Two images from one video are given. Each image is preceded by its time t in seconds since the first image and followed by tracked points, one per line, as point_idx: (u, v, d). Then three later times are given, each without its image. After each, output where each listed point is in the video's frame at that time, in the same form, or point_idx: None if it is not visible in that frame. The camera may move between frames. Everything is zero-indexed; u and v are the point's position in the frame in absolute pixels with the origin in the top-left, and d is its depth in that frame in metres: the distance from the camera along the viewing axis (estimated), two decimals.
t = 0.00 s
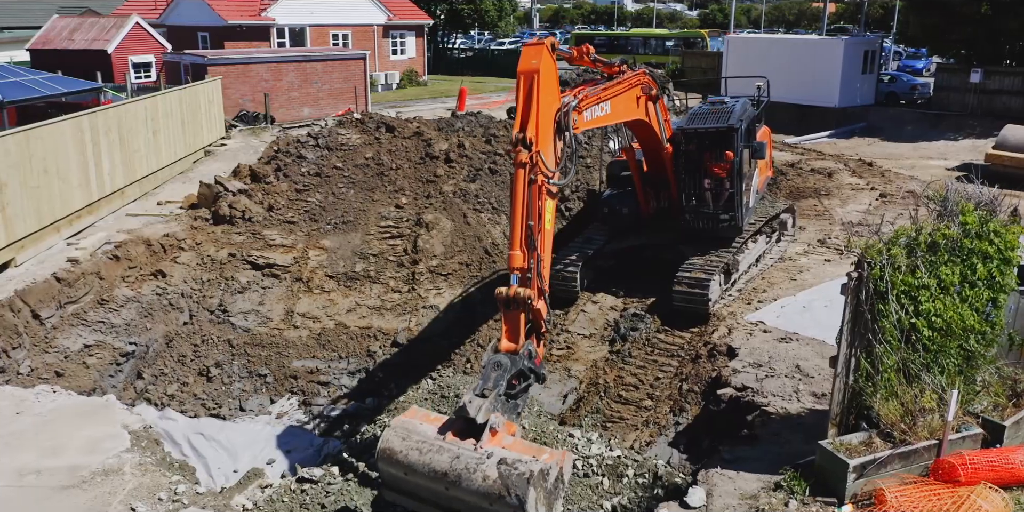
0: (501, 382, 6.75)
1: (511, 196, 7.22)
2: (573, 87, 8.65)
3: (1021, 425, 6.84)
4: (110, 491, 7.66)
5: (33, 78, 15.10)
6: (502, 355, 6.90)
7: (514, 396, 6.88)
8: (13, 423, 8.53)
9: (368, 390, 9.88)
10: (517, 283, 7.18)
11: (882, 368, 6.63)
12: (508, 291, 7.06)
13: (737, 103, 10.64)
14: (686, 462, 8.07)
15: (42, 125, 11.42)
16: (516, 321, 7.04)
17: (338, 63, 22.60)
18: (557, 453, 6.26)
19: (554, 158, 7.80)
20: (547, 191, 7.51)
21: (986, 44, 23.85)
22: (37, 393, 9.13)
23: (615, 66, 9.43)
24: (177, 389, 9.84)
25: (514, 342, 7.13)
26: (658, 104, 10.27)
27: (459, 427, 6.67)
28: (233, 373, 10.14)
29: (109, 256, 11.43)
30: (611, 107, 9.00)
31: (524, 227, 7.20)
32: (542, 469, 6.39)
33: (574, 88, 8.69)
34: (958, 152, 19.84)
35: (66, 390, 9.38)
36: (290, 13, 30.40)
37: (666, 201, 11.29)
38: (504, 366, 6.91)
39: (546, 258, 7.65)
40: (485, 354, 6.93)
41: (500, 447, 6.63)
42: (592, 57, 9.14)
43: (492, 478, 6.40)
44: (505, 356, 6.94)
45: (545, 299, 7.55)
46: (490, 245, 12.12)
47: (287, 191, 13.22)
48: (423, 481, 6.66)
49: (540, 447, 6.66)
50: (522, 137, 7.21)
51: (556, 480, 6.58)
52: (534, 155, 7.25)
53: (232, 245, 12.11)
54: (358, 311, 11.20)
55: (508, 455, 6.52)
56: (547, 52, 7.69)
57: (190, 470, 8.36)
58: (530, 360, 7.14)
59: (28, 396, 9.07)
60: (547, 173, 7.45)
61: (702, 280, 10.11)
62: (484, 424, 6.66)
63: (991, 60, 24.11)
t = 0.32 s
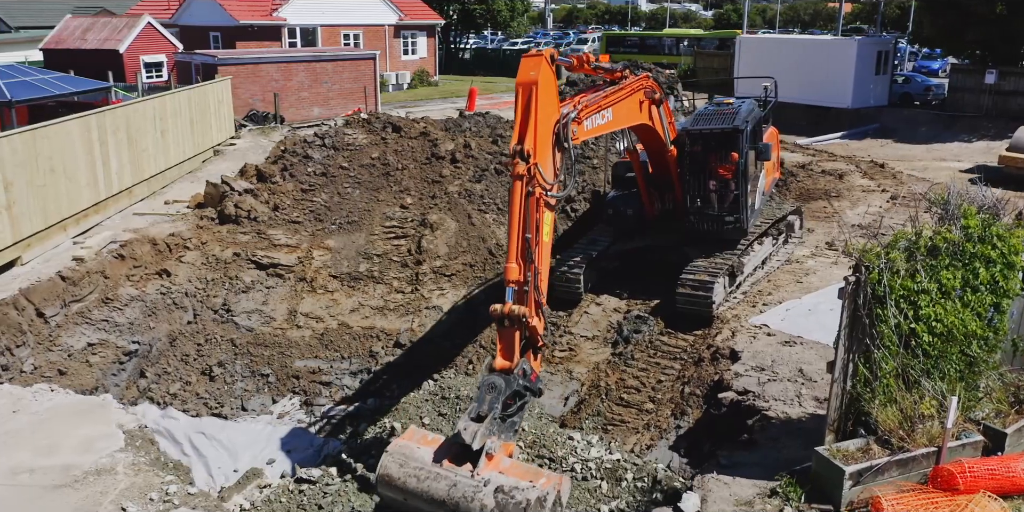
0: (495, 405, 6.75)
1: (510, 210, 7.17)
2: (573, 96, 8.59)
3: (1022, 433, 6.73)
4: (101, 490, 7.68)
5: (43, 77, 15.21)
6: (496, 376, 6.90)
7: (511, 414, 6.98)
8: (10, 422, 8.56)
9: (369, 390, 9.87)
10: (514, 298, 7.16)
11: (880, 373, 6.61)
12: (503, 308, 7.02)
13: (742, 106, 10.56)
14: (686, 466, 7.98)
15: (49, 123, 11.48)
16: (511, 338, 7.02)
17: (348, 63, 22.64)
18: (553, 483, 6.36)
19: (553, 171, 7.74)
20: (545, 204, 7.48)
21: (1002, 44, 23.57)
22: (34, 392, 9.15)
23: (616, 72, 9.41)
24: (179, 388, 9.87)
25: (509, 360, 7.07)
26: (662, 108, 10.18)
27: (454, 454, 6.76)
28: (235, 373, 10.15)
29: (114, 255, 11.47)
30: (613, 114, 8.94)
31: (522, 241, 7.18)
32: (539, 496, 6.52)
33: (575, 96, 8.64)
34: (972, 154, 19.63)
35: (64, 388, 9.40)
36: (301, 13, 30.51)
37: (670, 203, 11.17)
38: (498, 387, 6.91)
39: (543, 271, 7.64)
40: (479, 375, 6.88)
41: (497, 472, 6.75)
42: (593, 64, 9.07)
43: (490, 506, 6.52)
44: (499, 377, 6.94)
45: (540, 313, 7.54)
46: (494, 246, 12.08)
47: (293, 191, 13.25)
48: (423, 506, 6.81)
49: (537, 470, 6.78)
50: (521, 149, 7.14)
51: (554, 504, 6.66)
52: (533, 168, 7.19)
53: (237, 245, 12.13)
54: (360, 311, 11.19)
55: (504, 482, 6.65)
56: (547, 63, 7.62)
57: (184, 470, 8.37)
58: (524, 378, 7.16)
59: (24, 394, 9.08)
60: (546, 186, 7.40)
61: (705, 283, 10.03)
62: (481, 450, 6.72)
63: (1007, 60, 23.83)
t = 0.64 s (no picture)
0: (486, 414, 6.87)
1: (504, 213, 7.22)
2: (573, 97, 8.65)
3: None
4: (93, 490, 7.74)
5: (53, 77, 15.32)
6: (486, 386, 6.95)
7: (503, 420, 7.14)
8: (8, 421, 8.62)
9: (370, 390, 9.87)
10: (507, 302, 7.16)
11: (878, 379, 6.58)
12: (495, 314, 7.07)
13: (748, 106, 10.55)
14: (686, 469, 7.89)
15: (58, 122, 11.55)
16: (503, 345, 7.09)
17: (358, 63, 22.68)
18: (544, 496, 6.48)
19: (549, 172, 7.77)
20: (539, 206, 7.52)
21: (1018, 45, 23.28)
22: (33, 390, 9.20)
23: (618, 73, 9.41)
24: (182, 387, 9.91)
25: (501, 365, 7.17)
26: (665, 108, 10.20)
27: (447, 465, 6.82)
28: (238, 372, 10.17)
29: (119, 253, 11.52)
30: (614, 115, 8.99)
31: (515, 243, 7.20)
32: (532, 507, 6.64)
33: (574, 97, 8.68)
34: (986, 156, 19.41)
35: (62, 387, 9.46)
36: (311, 13, 30.58)
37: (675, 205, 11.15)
38: (489, 396, 6.97)
39: (538, 273, 7.69)
40: (471, 383, 6.96)
41: (490, 482, 6.85)
42: (592, 65, 9.03)
43: None
44: (490, 385, 6.99)
45: (535, 316, 7.57)
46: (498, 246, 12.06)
47: (298, 191, 13.30)
48: None
49: (530, 480, 6.90)
50: (516, 150, 7.16)
51: None
52: (528, 169, 7.20)
53: (242, 245, 12.16)
54: (364, 311, 11.19)
55: (498, 493, 6.76)
56: (543, 64, 7.63)
57: (178, 470, 8.39)
58: (516, 384, 7.19)
59: (23, 393, 9.14)
60: (541, 187, 7.44)
61: (709, 285, 9.97)
62: (473, 461, 6.88)
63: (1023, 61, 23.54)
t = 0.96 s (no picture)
0: (482, 421, 6.77)
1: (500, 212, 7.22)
2: (573, 96, 8.67)
3: None
4: (85, 488, 7.76)
5: (63, 76, 15.43)
6: (481, 391, 6.82)
7: (500, 423, 7.03)
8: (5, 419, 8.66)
9: (372, 390, 9.87)
10: (501, 303, 7.12)
11: (875, 384, 6.61)
12: (489, 317, 7.06)
13: (755, 106, 10.50)
14: (686, 473, 7.85)
15: (65, 121, 11.63)
16: (496, 348, 7.03)
17: (368, 63, 22.71)
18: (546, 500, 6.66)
19: (544, 171, 7.76)
20: (535, 205, 7.52)
21: None
22: (31, 388, 9.25)
23: (621, 72, 9.38)
24: (185, 385, 9.94)
25: (496, 368, 7.13)
26: (670, 107, 10.17)
27: (446, 475, 6.84)
28: (241, 371, 10.19)
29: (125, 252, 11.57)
30: (614, 114, 8.98)
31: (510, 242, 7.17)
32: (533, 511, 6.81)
33: (575, 97, 8.70)
34: (1000, 157, 19.19)
35: (63, 385, 9.52)
36: (323, 13, 30.68)
37: (679, 206, 11.08)
38: (484, 400, 6.86)
39: (534, 273, 7.65)
40: (465, 388, 6.87)
41: (491, 487, 6.96)
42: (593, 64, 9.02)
43: None
44: (484, 390, 6.88)
45: (530, 316, 7.55)
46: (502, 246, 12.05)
47: (305, 191, 13.39)
48: None
49: (529, 481, 7.05)
50: (513, 149, 7.17)
51: None
52: (523, 169, 7.23)
53: (247, 244, 12.20)
54: (367, 311, 11.21)
55: (499, 498, 6.88)
56: (540, 62, 7.59)
57: (173, 469, 8.37)
58: (510, 387, 7.12)
59: (20, 391, 9.19)
60: (536, 186, 7.44)
61: (713, 286, 9.88)
62: (472, 468, 6.94)
63: None
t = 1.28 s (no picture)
0: (485, 423, 6.81)
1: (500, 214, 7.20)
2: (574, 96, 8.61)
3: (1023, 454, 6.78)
4: (78, 487, 7.83)
5: (72, 75, 15.54)
6: (484, 393, 6.87)
7: (503, 424, 7.07)
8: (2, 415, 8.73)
9: (373, 390, 9.87)
10: (501, 306, 7.10)
11: (870, 389, 6.60)
12: (490, 319, 7.04)
13: (760, 106, 10.42)
14: (685, 476, 7.79)
15: (72, 120, 11.73)
16: (498, 350, 7.03)
17: (378, 62, 22.77)
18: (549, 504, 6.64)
19: (545, 170, 7.70)
20: (535, 206, 7.48)
21: None
22: (30, 386, 9.33)
23: (623, 71, 9.31)
24: (188, 383, 9.98)
25: (499, 369, 7.11)
26: (674, 107, 10.10)
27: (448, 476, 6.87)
28: (244, 370, 10.20)
29: (130, 251, 11.64)
30: (616, 114, 8.92)
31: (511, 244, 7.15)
32: None
33: (576, 96, 8.65)
34: (1015, 159, 18.96)
35: (63, 382, 9.58)
36: (334, 13, 30.77)
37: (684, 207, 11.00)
38: (486, 403, 6.88)
39: (536, 274, 7.61)
40: (468, 390, 6.89)
41: (494, 489, 6.92)
42: (594, 63, 8.96)
43: None
44: (487, 393, 6.91)
45: (533, 317, 7.53)
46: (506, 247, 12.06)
47: (311, 190, 13.49)
48: None
49: (533, 484, 7.00)
50: (511, 151, 7.15)
51: None
52: (523, 170, 7.21)
53: (251, 243, 12.26)
54: (370, 310, 11.23)
55: (502, 501, 6.85)
56: (539, 60, 7.54)
57: (167, 468, 8.44)
58: (513, 388, 7.09)
59: (19, 388, 9.26)
60: (537, 187, 7.41)
61: (716, 288, 9.79)
62: (475, 470, 6.87)
63: None
